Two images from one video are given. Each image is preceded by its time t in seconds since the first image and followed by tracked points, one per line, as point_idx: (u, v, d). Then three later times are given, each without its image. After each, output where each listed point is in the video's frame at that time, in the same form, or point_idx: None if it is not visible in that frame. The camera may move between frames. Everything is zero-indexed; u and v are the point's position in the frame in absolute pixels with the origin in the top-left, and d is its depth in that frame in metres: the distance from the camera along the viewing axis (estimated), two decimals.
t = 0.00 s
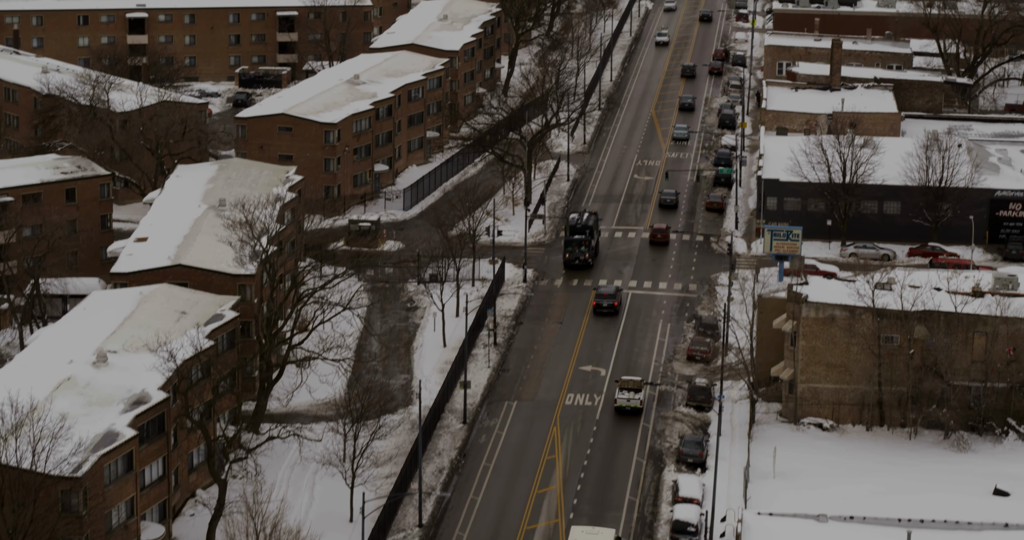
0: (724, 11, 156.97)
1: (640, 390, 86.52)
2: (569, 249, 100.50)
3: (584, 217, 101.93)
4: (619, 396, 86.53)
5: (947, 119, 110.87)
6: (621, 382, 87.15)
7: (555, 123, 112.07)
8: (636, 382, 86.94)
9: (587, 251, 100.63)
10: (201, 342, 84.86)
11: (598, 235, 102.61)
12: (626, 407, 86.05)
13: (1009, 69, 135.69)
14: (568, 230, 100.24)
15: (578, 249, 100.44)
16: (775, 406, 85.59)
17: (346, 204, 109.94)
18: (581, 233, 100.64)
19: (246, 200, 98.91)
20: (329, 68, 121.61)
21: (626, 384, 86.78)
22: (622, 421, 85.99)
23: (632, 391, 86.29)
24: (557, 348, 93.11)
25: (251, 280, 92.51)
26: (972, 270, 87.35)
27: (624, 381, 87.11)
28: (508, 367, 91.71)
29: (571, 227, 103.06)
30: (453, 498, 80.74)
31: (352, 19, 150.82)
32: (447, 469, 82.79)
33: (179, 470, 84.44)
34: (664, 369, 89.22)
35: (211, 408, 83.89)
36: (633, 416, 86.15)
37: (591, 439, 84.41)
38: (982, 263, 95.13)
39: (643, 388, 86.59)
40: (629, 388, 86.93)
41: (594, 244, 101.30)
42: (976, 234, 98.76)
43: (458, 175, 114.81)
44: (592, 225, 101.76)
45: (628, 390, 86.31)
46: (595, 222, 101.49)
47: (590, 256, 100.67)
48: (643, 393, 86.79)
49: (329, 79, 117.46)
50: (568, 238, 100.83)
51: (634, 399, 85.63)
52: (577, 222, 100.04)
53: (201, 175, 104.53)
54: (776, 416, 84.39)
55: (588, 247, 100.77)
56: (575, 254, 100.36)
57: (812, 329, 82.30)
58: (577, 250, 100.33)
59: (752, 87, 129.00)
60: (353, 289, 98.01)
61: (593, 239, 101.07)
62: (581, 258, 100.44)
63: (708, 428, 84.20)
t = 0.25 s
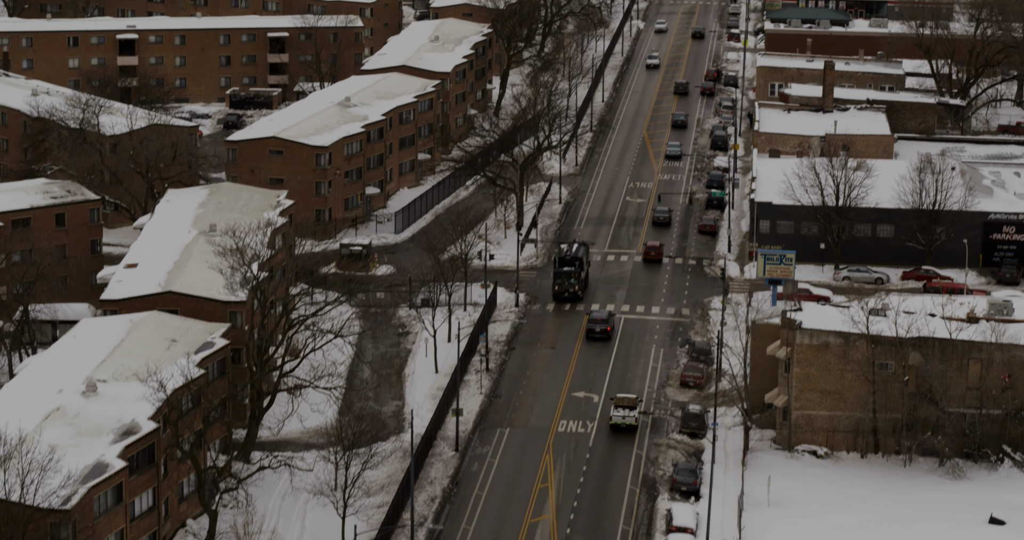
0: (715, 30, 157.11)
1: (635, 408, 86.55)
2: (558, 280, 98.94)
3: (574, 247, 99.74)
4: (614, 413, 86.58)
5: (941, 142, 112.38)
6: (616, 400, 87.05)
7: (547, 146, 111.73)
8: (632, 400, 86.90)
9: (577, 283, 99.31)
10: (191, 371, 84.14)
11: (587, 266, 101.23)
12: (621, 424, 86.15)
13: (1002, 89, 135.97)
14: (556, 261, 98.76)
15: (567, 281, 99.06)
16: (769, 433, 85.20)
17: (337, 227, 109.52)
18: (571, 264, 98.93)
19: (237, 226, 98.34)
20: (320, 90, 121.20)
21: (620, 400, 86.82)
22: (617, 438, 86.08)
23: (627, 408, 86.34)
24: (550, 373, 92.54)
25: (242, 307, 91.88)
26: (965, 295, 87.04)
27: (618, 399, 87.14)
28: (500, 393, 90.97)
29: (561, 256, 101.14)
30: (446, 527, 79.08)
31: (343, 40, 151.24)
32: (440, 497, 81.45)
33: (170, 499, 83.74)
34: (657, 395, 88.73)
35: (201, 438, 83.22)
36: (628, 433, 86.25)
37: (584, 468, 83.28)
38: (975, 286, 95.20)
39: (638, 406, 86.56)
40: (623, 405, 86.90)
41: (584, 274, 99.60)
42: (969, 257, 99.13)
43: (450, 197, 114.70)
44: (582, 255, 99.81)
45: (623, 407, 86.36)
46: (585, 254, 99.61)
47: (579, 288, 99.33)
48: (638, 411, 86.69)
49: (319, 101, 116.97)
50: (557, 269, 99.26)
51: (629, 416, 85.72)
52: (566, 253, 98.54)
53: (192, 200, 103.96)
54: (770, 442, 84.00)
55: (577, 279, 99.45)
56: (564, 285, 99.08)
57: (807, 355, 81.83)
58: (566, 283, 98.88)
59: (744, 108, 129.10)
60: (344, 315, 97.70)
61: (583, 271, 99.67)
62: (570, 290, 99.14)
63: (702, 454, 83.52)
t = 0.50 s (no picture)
0: (707, 50, 156.98)
1: (630, 426, 86.60)
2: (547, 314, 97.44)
3: (563, 278, 98.02)
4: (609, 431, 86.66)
5: (935, 163, 112.31)
6: (611, 417, 87.12)
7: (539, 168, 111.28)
8: (627, 418, 86.88)
9: (567, 314, 97.72)
10: (181, 402, 83.45)
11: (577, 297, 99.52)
12: (616, 441, 86.24)
13: (994, 111, 135.96)
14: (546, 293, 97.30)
15: (556, 313, 97.48)
16: (763, 460, 84.71)
17: (328, 251, 109.07)
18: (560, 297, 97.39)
19: (228, 253, 97.75)
20: (312, 112, 120.88)
21: (615, 418, 86.94)
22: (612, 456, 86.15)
23: (622, 426, 86.44)
24: (543, 399, 91.96)
25: (232, 334, 91.29)
26: (959, 321, 86.73)
27: (614, 416, 87.20)
28: (493, 420, 90.26)
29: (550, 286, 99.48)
30: None
31: (334, 61, 152.66)
32: (432, 527, 80.34)
33: (160, 530, 83.19)
34: (650, 421, 88.19)
35: (191, 468, 82.55)
36: (623, 450, 86.34)
37: (577, 495, 82.37)
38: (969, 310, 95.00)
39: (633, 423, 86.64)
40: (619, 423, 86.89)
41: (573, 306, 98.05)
42: (963, 281, 99.20)
43: (442, 220, 114.44)
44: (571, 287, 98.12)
45: (618, 425, 86.49)
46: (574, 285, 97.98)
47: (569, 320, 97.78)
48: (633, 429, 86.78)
49: (310, 123, 116.49)
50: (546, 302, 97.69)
51: (624, 434, 85.84)
52: (556, 286, 97.03)
53: (182, 224, 103.48)
54: (764, 469, 83.57)
55: (567, 311, 97.87)
56: (554, 318, 97.53)
57: (801, 383, 81.38)
58: (556, 315, 97.30)
59: (736, 129, 128.91)
60: (336, 342, 97.20)
61: (572, 303, 97.98)
62: (560, 323, 97.63)
63: (696, 481, 82.84)
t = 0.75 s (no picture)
0: (699, 70, 156.87)
1: (625, 443, 86.63)
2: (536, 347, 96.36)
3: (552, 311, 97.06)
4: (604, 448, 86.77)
5: (929, 186, 112.17)
6: (606, 434, 87.17)
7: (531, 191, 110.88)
8: (622, 434, 86.92)
9: (556, 348, 96.62)
10: (171, 431, 83.10)
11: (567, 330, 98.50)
12: (611, 458, 86.37)
13: (987, 131, 135.80)
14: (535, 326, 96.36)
15: (546, 346, 96.38)
16: (757, 487, 84.16)
17: (319, 274, 108.54)
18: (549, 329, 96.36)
19: (218, 279, 97.19)
20: (303, 134, 120.47)
21: (610, 435, 86.99)
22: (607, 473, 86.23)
23: (617, 443, 86.53)
24: (535, 425, 91.32)
25: (222, 361, 90.78)
26: (954, 348, 86.27)
27: (609, 434, 87.20)
28: (485, 446, 89.54)
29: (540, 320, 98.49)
30: None
31: (325, 82, 150.87)
32: None
33: None
34: (644, 447, 87.64)
35: (182, 498, 81.96)
36: (618, 468, 86.43)
37: (571, 522, 81.38)
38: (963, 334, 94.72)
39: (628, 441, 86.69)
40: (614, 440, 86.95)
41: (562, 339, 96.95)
42: (957, 304, 99.13)
43: (434, 243, 114.14)
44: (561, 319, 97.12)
45: (613, 442, 86.53)
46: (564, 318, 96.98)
47: (559, 353, 96.62)
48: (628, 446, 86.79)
49: (301, 146, 116.08)
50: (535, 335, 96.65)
51: (619, 451, 85.95)
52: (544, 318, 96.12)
53: (173, 249, 102.99)
54: (759, 496, 83.07)
55: (557, 344, 96.75)
56: (544, 351, 96.33)
57: (795, 410, 80.91)
58: (545, 348, 96.17)
59: (729, 149, 128.71)
60: (327, 370, 96.63)
61: (562, 336, 96.96)
62: (549, 356, 96.45)
63: (690, 508, 82.02)
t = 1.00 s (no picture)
0: (691, 89, 156.98)
1: (621, 460, 86.97)
2: (526, 381, 95.06)
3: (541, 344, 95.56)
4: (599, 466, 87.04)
5: (923, 207, 112.25)
6: (601, 453, 87.45)
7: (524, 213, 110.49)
8: (617, 453, 87.32)
9: (546, 383, 95.26)
10: (161, 461, 82.53)
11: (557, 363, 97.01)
12: (606, 476, 86.58)
13: (978, 151, 135.87)
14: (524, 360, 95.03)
15: (535, 381, 95.04)
16: (751, 515, 83.91)
17: (311, 297, 108.06)
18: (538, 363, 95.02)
19: (210, 305, 96.68)
20: (295, 156, 120.08)
21: (605, 453, 87.33)
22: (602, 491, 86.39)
23: (612, 460, 86.84)
24: (528, 451, 90.79)
25: (214, 388, 90.27)
26: (949, 374, 85.91)
27: (604, 452, 87.53)
28: (477, 473, 88.92)
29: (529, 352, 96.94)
30: None
31: (316, 103, 151.11)
32: None
33: None
34: (637, 474, 87.19)
35: (171, 527, 81.27)
36: (613, 485, 86.62)
37: None
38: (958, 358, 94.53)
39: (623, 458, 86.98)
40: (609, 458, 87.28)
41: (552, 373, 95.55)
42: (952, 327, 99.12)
43: (426, 265, 113.84)
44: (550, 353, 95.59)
45: (608, 460, 86.85)
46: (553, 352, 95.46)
47: (548, 388, 95.22)
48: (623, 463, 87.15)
49: (293, 168, 115.60)
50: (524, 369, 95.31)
51: (614, 468, 86.20)
52: (533, 352, 94.77)
53: (164, 274, 102.42)
54: (753, 523, 82.72)
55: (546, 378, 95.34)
56: (533, 385, 95.06)
57: (790, 436, 80.55)
58: (535, 382, 94.95)
59: (722, 170, 128.55)
60: (319, 398, 96.15)
61: (552, 370, 95.55)
62: (539, 391, 95.02)
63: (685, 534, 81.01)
